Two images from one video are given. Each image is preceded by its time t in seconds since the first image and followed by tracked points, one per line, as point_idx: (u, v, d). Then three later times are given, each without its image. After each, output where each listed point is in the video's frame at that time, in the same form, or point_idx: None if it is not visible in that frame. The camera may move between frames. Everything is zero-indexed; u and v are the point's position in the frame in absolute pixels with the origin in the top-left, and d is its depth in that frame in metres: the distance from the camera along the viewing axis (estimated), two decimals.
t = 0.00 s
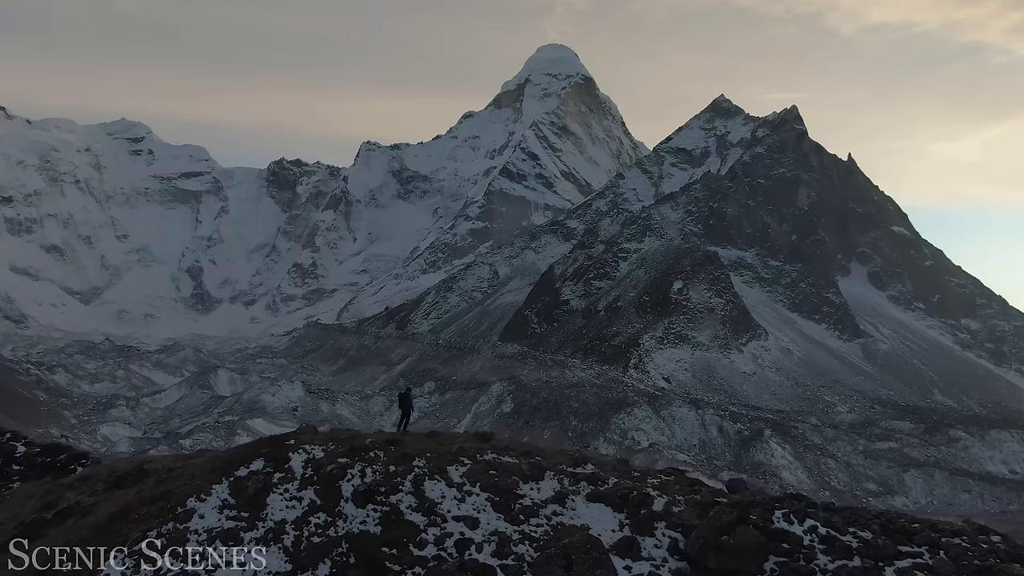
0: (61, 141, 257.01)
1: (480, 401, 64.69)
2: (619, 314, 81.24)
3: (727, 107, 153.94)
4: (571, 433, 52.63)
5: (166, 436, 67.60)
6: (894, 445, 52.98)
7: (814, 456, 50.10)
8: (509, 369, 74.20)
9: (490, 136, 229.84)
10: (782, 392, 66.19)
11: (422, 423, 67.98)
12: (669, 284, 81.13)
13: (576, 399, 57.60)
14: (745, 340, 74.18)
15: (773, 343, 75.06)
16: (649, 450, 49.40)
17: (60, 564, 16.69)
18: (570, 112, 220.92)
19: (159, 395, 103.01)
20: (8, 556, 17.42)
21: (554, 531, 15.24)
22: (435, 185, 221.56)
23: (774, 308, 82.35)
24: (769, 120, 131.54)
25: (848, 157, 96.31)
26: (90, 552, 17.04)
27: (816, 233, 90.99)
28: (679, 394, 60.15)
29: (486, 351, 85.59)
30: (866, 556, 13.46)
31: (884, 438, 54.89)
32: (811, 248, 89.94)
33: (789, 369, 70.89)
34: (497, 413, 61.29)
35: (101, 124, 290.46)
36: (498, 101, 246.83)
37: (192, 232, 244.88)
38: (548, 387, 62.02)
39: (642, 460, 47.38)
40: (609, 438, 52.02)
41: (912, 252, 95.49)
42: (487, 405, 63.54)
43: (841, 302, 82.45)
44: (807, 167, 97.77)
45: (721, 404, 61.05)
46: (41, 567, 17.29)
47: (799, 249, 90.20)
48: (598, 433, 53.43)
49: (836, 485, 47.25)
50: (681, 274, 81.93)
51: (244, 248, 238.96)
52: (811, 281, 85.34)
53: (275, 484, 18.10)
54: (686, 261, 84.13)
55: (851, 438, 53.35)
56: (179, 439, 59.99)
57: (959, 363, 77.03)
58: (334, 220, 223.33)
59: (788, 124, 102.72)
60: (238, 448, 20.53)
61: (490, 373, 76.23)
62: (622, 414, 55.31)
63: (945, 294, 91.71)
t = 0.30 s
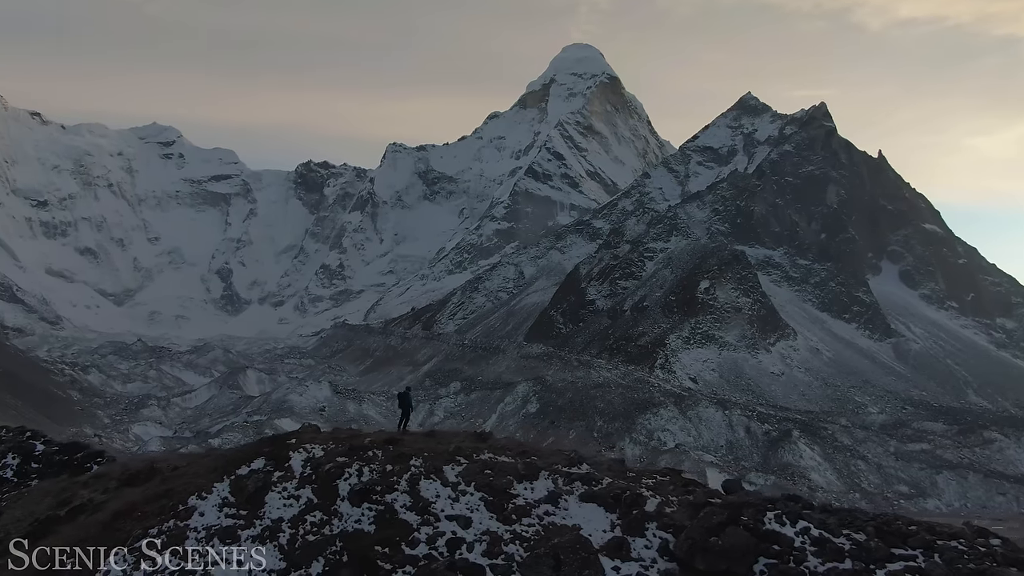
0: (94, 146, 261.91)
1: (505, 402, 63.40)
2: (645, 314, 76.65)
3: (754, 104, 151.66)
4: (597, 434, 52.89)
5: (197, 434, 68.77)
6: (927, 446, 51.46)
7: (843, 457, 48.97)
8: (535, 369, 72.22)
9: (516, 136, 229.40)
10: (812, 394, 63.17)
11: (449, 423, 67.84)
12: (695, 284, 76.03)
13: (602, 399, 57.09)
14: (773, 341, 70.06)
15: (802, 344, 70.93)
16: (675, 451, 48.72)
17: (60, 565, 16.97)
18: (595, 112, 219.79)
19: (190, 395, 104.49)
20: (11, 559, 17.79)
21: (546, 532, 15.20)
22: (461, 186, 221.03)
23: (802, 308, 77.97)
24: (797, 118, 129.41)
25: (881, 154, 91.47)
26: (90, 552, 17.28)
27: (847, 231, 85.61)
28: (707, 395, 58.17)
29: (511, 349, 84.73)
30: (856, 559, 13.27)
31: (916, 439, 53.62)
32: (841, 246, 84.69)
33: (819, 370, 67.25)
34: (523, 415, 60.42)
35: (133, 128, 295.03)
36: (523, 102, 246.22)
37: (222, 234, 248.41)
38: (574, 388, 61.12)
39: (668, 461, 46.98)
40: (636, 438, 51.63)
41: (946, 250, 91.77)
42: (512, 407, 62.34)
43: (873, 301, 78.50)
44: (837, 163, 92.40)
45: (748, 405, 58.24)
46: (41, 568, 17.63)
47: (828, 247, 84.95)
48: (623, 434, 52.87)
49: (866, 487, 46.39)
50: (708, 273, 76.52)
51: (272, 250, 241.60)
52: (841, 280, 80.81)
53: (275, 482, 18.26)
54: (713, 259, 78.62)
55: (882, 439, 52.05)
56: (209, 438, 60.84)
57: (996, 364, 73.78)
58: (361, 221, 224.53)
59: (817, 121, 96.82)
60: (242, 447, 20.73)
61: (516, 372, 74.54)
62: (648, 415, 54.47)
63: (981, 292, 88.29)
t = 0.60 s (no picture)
0: (126, 151, 266.37)
1: (531, 401, 63.40)
2: (671, 313, 75.55)
3: (782, 101, 149.76)
4: (622, 434, 52.74)
5: (227, 434, 69.69)
6: (960, 447, 50.07)
7: (873, 458, 48.00)
8: (561, 370, 72.07)
9: (541, 136, 229.04)
10: (841, 394, 62.31)
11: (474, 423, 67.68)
12: (722, 284, 74.84)
13: (628, 399, 56.63)
14: (801, 340, 69.05)
15: (831, 343, 69.88)
16: (702, 451, 48.20)
17: (60, 565, 17.25)
18: (621, 111, 218.73)
19: (220, 395, 105.85)
20: (11, 559, 18.08)
21: (537, 530, 15.19)
22: (486, 186, 220.41)
23: (832, 307, 76.62)
24: (825, 114, 127.47)
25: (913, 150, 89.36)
26: (91, 552, 17.52)
27: (877, 229, 83.99)
28: (735, 395, 57.32)
29: (536, 347, 84.38)
30: (847, 561, 13.05)
31: (949, 441, 52.40)
32: (872, 244, 83.11)
33: (848, 370, 66.20)
34: (548, 415, 60.34)
35: (164, 133, 299.37)
36: (548, 102, 245.59)
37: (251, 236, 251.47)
38: (600, 388, 60.72)
39: (694, 462, 46.51)
40: (661, 439, 51.31)
41: (981, 247, 89.81)
42: (538, 407, 62.32)
43: (904, 300, 76.95)
44: (868, 160, 90.52)
45: (777, 405, 57.23)
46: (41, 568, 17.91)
47: (858, 245, 83.35)
48: (649, 435, 52.44)
49: (898, 488, 45.50)
50: (735, 272, 75.30)
51: (301, 252, 243.95)
52: (872, 279, 79.24)
53: (274, 481, 18.44)
54: (740, 258, 77.41)
55: (913, 440, 50.85)
56: (236, 438, 61.52)
57: None
58: (387, 222, 225.80)
59: (847, 117, 94.52)
60: (246, 445, 20.95)
61: (541, 372, 74.41)
62: (674, 415, 53.82)
63: (1018, 291, 86.28)
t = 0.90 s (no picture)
0: (156, 155, 270.27)
1: (556, 401, 63.31)
2: (698, 313, 74.61)
3: (809, 98, 147.73)
4: (648, 436, 52.27)
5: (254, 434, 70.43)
6: (995, 449, 48.78)
7: (904, 460, 47.07)
8: (586, 370, 71.73)
9: (566, 136, 228.35)
10: (872, 395, 61.36)
11: (499, 424, 67.48)
12: (749, 283, 73.73)
13: (654, 400, 56.03)
14: (830, 340, 68.00)
15: (861, 343, 68.74)
16: (729, 452, 47.62)
17: (61, 565, 17.56)
18: (646, 110, 217.33)
19: (249, 395, 106.99)
20: (12, 559, 18.49)
21: (528, 530, 15.16)
22: (512, 186, 220.06)
23: (862, 306, 75.25)
24: (854, 111, 125.45)
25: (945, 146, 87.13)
26: (93, 552, 17.79)
27: (908, 227, 82.17)
28: (763, 395, 56.46)
29: (561, 347, 83.88)
30: (837, 565, 12.85)
31: (984, 443, 51.18)
32: (903, 242, 81.39)
33: (878, 370, 65.16)
34: (573, 416, 60.22)
35: (194, 136, 303.21)
36: (573, 101, 244.80)
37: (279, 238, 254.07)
38: (626, 388, 60.28)
39: (721, 464, 45.93)
40: (688, 439, 50.68)
41: (1017, 244, 87.61)
42: (563, 407, 62.20)
43: (937, 299, 75.36)
44: (899, 158, 88.56)
45: (806, 406, 56.36)
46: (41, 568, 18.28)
47: (889, 244, 81.63)
48: (676, 435, 51.86)
49: (929, 491, 44.57)
50: (763, 271, 74.17)
51: (328, 253, 245.88)
52: (903, 277, 77.72)
53: (273, 480, 18.59)
54: (768, 257, 76.29)
55: (946, 441, 49.67)
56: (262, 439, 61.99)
57: None
58: (413, 223, 226.74)
59: (877, 114, 92.64)
60: (249, 445, 21.11)
61: (566, 372, 74.10)
62: (701, 416, 53.05)
63: None
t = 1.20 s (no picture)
0: (186, 159, 274.32)
1: (582, 402, 63.25)
2: (724, 313, 73.81)
3: (838, 95, 145.68)
4: (674, 436, 51.92)
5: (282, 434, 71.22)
6: None
7: (937, 462, 46.04)
8: (612, 371, 71.42)
9: (591, 136, 227.52)
10: (904, 395, 60.30)
11: (523, 425, 67.37)
12: (776, 283, 72.77)
13: (680, 401, 55.53)
14: (860, 340, 66.85)
15: (891, 343, 67.42)
16: (756, 452, 47.05)
17: (61, 564, 18.01)
18: (672, 108, 215.79)
19: (277, 395, 108.13)
20: (12, 559, 18.98)
21: (519, 530, 15.14)
22: (537, 187, 219.73)
23: (892, 305, 73.79)
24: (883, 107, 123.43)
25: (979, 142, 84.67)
26: (94, 553, 18.07)
27: (941, 225, 80.14)
28: (792, 395, 55.75)
29: (586, 347, 83.46)
30: (825, 567, 12.66)
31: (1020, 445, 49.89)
32: (935, 241, 79.46)
33: (910, 370, 63.93)
34: (599, 416, 60.18)
35: (224, 140, 307.16)
36: (598, 101, 243.88)
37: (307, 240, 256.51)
38: (651, 388, 59.93)
39: (748, 465, 45.37)
40: (715, 440, 50.17)
41: None
42: (589, 407, 62.16)
43: (970, 298, 73.64)
44: (932, 154, 86.33)
45: (835, 406, 55.57)
46: (40, 568, 18.83)
47: (920, 242, 79.76)
48: (702, 435, 51.42)
49: (962, 494, 43.42)
50: (791, 271, 73.17)
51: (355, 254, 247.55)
52: (935, 276, 76.16)
53: (273, 479, 18.77)
54: (796, 256, 75.25)
55: (981, 443, 48.39)
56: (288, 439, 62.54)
57: None
58: (439, 224, 227.51)
59: (908, 110, 90.76)
60: (253, 445, 21.30)
61: (592, 373, 73.83)
62: (727, 416, 52.44)
63: None
